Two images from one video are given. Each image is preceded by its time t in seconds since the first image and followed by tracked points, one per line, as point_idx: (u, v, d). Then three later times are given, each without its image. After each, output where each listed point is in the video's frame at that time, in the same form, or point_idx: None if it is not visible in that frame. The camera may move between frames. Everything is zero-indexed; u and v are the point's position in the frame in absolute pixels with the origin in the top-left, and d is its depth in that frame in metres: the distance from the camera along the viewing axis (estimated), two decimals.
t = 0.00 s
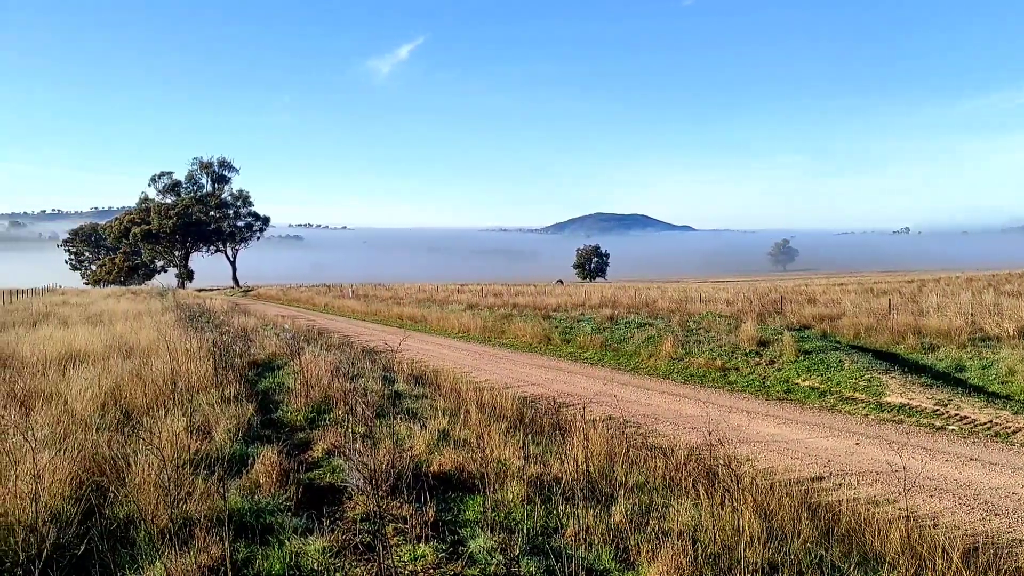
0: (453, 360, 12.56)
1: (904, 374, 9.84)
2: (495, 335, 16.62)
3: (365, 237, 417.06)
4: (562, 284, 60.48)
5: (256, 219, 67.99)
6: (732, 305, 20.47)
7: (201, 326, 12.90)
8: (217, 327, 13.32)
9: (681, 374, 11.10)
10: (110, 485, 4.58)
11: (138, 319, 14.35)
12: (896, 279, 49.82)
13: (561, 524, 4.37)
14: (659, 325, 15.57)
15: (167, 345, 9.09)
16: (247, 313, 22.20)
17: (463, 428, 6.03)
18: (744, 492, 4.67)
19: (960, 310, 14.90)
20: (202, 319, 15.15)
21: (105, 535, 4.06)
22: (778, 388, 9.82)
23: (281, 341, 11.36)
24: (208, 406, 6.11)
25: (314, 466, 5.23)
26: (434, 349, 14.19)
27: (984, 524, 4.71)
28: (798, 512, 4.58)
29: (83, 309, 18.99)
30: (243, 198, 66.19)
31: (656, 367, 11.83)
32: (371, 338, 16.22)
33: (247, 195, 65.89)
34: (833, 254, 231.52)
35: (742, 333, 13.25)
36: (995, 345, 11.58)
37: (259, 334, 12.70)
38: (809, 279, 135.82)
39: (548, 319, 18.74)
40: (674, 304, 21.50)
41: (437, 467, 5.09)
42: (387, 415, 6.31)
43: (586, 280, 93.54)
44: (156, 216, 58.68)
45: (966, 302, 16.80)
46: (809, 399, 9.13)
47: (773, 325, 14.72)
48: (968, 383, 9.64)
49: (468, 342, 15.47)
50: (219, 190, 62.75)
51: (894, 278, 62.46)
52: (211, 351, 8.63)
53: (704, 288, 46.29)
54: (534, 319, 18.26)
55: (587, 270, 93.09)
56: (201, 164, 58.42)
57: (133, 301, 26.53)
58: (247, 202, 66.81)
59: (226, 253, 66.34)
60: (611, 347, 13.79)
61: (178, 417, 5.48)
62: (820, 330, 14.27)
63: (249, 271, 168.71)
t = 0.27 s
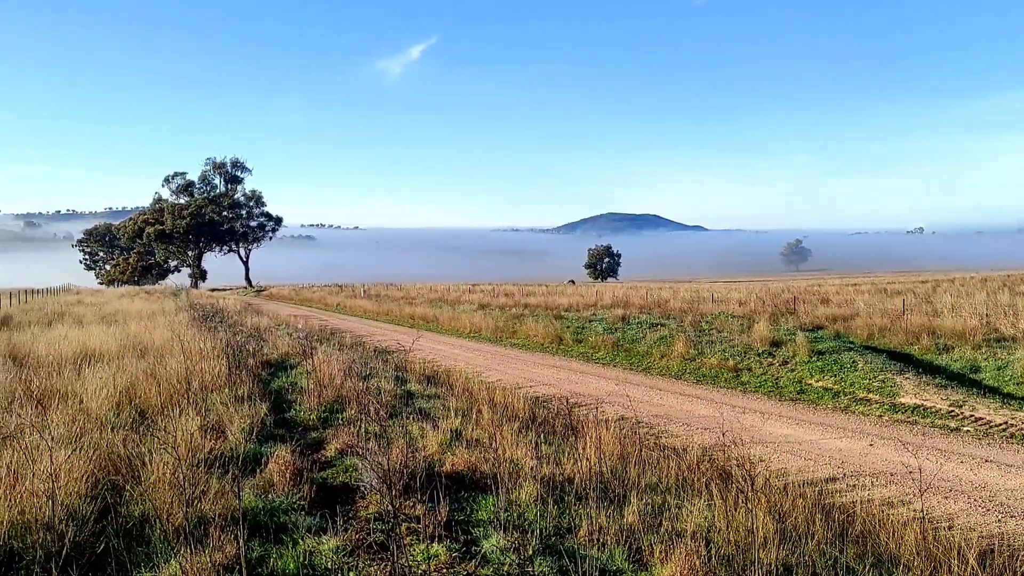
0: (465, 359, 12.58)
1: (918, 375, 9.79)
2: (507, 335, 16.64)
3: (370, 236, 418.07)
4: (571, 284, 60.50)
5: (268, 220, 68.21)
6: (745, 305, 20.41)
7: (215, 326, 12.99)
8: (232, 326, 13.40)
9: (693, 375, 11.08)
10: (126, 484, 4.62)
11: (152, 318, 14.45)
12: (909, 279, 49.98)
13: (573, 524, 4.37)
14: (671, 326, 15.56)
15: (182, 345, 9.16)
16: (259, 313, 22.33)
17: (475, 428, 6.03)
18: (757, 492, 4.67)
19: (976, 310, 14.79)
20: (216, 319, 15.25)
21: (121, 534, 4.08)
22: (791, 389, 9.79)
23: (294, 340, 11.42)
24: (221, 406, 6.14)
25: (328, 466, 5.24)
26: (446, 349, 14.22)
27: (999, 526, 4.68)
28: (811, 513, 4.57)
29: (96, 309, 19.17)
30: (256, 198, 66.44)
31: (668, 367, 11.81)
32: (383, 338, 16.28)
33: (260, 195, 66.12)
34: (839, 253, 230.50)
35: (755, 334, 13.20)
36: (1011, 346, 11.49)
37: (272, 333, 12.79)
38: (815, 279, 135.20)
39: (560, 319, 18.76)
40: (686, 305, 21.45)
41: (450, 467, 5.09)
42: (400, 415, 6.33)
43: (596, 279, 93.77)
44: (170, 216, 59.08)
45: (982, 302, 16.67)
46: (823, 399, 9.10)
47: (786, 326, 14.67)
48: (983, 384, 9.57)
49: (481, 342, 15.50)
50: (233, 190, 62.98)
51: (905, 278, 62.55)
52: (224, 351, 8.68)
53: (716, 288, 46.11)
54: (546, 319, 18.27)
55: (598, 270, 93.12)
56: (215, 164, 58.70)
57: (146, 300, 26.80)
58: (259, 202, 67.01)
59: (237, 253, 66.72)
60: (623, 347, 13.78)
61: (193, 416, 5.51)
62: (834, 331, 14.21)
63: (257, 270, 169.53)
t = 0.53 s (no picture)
0: (477, 359, 12.58)
1: (933, 375, 9.73)
2: (519, 335, 16.66)
3: (376, 236, 419.05)
4: (580, 285, 60.38)
5: (281, 220, 68.36)
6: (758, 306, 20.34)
7: (229, 325, 13.08)
8: (247, 326, 13.47)
9: (705, 375, 11.06)
10: (142, 482, 4.65)
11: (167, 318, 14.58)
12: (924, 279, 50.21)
13: (586, 524, 4.37)
14: (684, 326, 15.54)
15: (197, 345, 9.22)
16: (271, 313, 22.46)
17: (489, 428, 6.03)
18: (771, 493, 4.65)
19: (992, 311, 14.68)
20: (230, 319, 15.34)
21: (136, 532, 4.11)
22: (805, 389, 9.76)
23: (308, 340, 11.46)
24: (235, 405, 6.18)
25: (341, 465, 5.26)
26: (459, 348, 14.24)
27: (1015, 528, 4.65)
28: (825, 515, 4.55)
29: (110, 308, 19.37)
30: (269, 198, 66.62)
31: (680, 367, 11.79)
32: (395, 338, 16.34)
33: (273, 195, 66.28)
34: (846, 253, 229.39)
35: (768, 334, 13.15)
36: None
37: (285, 333, 12.87)
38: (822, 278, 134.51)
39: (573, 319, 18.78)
40: (698, 305, 21.40)
41: (463, 466, 5.10)
42: (412, 414, 6.34)
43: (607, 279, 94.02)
44: (184, 216, 59.47)
45: (998, 303, 16.54)
46: (836, 400, 9.06)
47: (799, 326, 14.61)
48: (1000, 385, 9.50)
49: (493, 342, 15.51)
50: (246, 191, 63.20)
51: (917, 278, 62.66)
52: (238, 350, 8.72)
53: (728, 288, 45.91)
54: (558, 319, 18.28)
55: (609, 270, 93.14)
56: (228, 164, 58.94)
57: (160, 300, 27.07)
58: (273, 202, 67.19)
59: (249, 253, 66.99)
60: (635, 347, 13.76)
61: (207, 415, 5.54)
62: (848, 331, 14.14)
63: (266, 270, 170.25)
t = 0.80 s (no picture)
0: (489, 359, 12.59)
1: (949, 377, 9.66)
2: (531, 335, 16.70)
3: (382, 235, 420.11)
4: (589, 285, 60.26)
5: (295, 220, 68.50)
6: (772, 306, 20.27)
7: (243, 325, 13.18)
8: (262, 326, 13.55)
9: (718, 376, 11.03)
10: (157, 481, 4.69)
11: (182, 317, 14.72)
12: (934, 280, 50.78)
13: (600, 525, 4.36)
14: (698, 326, 15.57)
15: (212, 344, 9.28)
16: (283, 313, 22.57)
17: (502, 428, 6.03)
18: (786, 494, 4.63)
19: (1008, 312, 14.57)
20: (244, 318, 15.44)
21: (152, 531, 4.14)
22: (818, 390, 9.73)
23: (321, 340, 11.51)
24: (249, 404, 6.21)
25: (355, 465, 5.27)
26: (471, 348, 14.27)
27: None
28: (839, 516, 4.53)
29: (125, 308, 19.58)
30: (282, 198, 66.78)
31: (693, 368, 11.77)
32: (408, 337, 16.40)
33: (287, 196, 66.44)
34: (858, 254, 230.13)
35: (781, 335, 13.11)
36: None
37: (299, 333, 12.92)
38: (829, 278, 133.86)
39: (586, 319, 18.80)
40: (711, 305, 21.34)
41: (476, 467, 5.10)
42: (425, 414, 6.35)
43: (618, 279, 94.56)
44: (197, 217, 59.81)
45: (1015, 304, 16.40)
46: (850, 401, 9.03)
47: (813, 326, 14.57)
48: (1016, 386, 9.43)
49: (506, 342, 15.55)
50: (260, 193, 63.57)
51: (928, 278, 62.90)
52: (251, 350, 8.77)
53: (741, 288, 45.68)
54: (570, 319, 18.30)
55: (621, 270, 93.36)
56: (243, 164, 59.15)
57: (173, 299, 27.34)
58: (286, 202, 67.31)
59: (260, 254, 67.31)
60: (647, 348, 13.74)
61: (221, 415, 5.57)
62: (862, 331, 14.07)
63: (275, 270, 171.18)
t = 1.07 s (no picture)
0: (501, 360, 12.59)
1: (965, 378, 9.60)
2: (544, 335, 16.72)
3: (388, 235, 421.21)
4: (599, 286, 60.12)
5: (307, 220, 68.67)
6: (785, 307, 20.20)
7: (256, 325, 13.27)
8: (276, 326, 13.62)
9: (731, 376, 11.00)
10: (172, 480, 4.72)
11: (197, 317, 14.82)
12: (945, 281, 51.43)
13: (613, 526, 4.35)
14: (711, 326, 15.59)
15: (226, 344, 9.33)
16: (295, 312, 22.69)
17: (515, 428, 6.03)
18: (800, 495, 4.61)
19: None
20: (258, 318, 15.52)
21: (167, 529, 4.17)
22: (833, 391, 9.70)
23: (334, 340, 11.57)
24: (262, 404, 6.23)
25: (368, 464, 5.29)
26: (483, 349, 14.29)
27: None
28: (854, 518, 4.50)
29: (139, 308, 19.77)
30: (296, 199, 66.96)
31: (705, 369, 11.76)
32: (420, 337, 16.46)
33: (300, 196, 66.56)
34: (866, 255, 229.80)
35: (795, 335, 13.07)
36: None
37: (313, 332, 12.98)
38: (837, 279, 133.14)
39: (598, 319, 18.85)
40: (723, 306, 21.30)
41: (489, 467, 5.11)
42: (438, 414, 6.36)
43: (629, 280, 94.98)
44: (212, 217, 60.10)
45: None
46: (865, 402, 8.99)
47: (826, 327, 14.51)
48: None
49: (519, 342, 15.58)
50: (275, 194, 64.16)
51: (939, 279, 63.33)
52: (265, 349, 8.82)
53: (754, 288, 45.50)
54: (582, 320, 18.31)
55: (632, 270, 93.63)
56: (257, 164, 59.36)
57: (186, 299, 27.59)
58: (299, 203, 67.45)
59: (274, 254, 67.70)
60: (660, 348, 13.71)
61: (235, 415, 5.59)
62: (877, 332, 14.01)
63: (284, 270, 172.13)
